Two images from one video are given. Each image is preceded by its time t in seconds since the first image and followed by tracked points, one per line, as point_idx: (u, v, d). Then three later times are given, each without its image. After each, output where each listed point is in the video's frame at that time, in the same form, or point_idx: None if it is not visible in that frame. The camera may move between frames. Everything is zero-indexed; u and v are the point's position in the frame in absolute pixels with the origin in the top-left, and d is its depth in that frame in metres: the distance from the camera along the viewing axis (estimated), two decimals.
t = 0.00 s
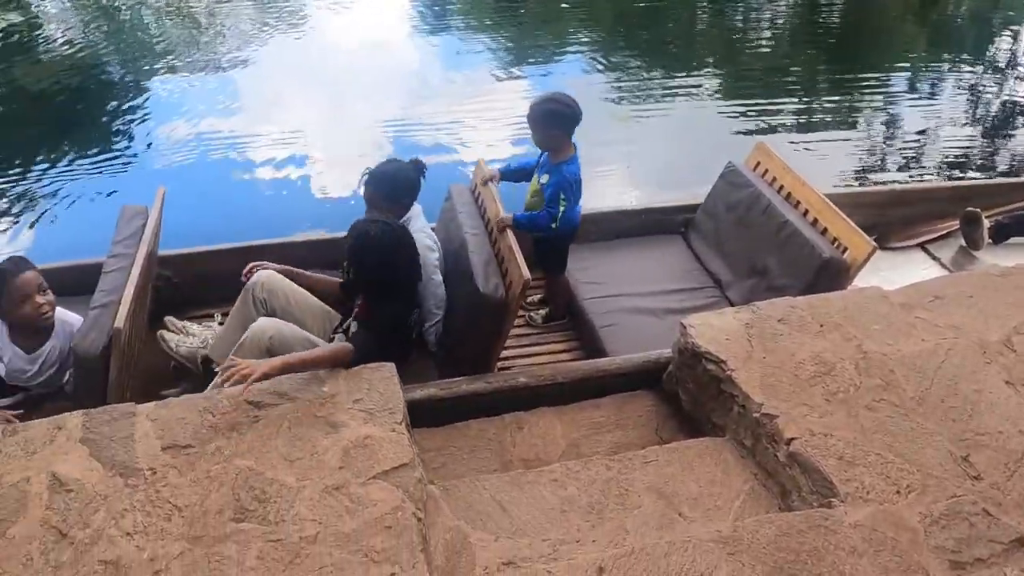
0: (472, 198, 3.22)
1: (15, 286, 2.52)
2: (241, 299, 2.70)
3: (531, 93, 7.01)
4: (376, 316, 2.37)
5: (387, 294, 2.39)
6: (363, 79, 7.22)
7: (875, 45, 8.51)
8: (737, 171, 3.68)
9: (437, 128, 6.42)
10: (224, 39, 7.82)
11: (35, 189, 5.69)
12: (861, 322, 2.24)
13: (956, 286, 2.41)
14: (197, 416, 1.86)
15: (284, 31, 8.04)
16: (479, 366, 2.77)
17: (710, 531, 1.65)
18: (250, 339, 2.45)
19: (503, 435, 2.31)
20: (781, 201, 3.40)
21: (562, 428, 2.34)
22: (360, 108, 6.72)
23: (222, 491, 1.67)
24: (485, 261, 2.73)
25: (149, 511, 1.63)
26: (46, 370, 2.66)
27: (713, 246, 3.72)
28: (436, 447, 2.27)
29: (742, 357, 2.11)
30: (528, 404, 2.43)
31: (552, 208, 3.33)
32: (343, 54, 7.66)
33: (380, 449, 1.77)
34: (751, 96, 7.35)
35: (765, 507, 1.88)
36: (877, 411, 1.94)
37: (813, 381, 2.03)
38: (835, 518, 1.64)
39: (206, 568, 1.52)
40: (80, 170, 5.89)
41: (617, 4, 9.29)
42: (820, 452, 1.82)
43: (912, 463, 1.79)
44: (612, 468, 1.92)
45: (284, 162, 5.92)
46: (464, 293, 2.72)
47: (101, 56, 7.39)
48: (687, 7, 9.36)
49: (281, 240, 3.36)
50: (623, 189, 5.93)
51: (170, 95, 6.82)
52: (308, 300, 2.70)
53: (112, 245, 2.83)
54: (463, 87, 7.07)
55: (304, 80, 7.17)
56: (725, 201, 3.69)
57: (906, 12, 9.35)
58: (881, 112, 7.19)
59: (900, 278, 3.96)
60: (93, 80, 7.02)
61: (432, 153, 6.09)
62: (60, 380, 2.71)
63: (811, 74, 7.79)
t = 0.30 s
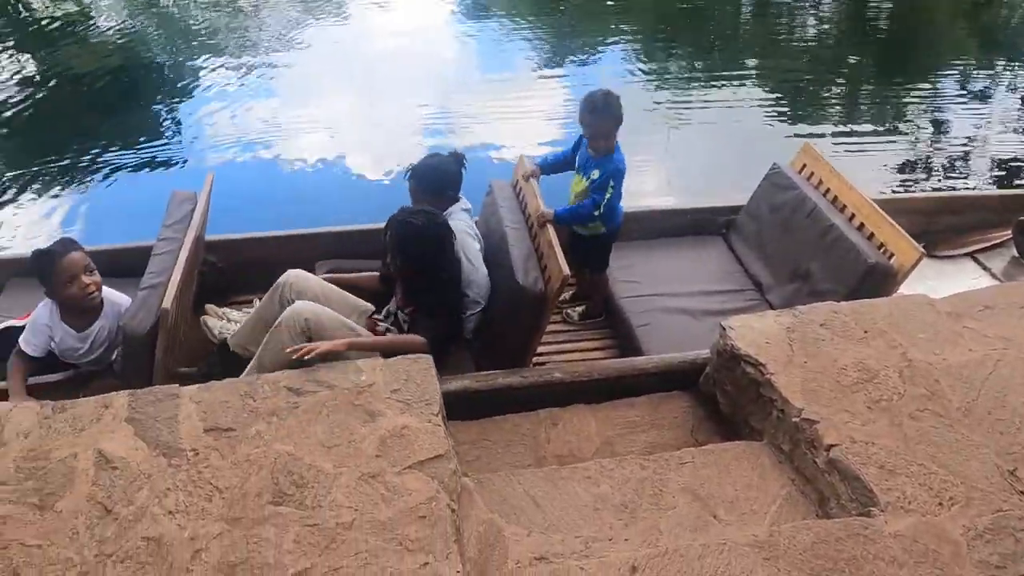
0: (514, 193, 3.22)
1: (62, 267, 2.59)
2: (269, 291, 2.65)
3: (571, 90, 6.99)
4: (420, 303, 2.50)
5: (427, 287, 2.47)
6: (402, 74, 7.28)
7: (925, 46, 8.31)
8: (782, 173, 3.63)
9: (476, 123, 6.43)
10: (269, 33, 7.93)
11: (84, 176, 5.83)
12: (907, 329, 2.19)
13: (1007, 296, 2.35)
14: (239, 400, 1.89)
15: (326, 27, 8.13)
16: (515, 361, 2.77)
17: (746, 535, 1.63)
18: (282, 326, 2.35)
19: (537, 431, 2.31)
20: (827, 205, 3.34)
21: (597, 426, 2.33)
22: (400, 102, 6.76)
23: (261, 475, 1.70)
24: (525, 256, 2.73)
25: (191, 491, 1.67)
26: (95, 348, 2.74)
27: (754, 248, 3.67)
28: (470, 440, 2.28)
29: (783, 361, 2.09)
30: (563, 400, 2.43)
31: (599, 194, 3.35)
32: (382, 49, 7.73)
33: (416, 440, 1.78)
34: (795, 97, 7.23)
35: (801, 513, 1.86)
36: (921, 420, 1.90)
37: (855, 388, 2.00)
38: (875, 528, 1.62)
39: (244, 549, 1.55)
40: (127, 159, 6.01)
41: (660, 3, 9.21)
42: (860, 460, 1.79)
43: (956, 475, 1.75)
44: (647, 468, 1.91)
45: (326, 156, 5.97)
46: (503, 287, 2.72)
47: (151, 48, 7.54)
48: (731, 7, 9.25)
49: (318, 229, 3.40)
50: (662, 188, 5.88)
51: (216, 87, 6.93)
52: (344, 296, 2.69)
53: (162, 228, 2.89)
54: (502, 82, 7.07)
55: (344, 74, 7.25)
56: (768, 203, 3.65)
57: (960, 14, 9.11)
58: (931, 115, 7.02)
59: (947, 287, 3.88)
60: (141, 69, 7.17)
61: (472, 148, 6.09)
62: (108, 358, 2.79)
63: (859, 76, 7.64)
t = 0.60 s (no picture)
0: (549, 190, 3.19)
1: (102, 252, 2.63)
2: (307, 279, 2.72)
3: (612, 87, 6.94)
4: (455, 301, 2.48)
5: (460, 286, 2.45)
6: (441, 69, 7.28)
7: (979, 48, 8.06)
8: (825, 178, 3.56)
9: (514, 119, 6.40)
10: (312, 28, 7.99)
11: (128, 163, 5.93)
12: (951, 343, 2.12)
13: None
14: (267, 391, 1.90)
15: (369, 22, 8.17)
16: (544, 359, 2.75)
17: (776, 551, 1.59)
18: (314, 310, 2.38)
19: (564, 434, 2.28)
20: (871, 212, 3.26)
21: (625, 431, 2.29)
22: (439, 97, 6.77)
23: (286, 468, 1.70)
24: (557, 254, 2.70)
25: (216, 482, 1.67)
26: (132, 333, 2.77)
27: (793, 255, 3.60)
28: (496, 440, 2.27)
29: (819, 371, 2.03)
30: (590, 402, 2.40)
31: (635, 191, 3.31)
32: (423, 44, 7.75)
33: (441, 439, 1.77)
34: (841, 99, 7.07)
35: (834, 530, 1.80)
36: (964, 439, 1.84)
37: (895, 403, 1.93)
38: (912, 550, 1.56)
39: (267, 542, 1.55)
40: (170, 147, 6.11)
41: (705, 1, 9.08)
42: (899, 477, 1.73)
43: (1000, 498, 1.69)
44: (675, 477, 1.87)
45: (365, 149, 6.01)
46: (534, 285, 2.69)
47: (198, 39, 7.64)
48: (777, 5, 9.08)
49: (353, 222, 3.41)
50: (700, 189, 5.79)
51: (259, 79, 7.01)
52: (378, 282, 2.72)
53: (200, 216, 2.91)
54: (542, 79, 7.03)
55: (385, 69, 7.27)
56: (810, 209, 3.57)
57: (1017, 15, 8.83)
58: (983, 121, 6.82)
59: (994, 299, 3.75)
60: (188, 59, 7.27)
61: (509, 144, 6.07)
62: (145, 343, 2.81)
63: (908, 78, 7.45)
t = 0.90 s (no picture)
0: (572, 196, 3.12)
1: (117, 250, 2.59)
2: (324, 282, 2.68)
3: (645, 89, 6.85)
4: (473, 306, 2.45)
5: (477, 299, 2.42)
6: (474, 68, 7.24)
7: None
8: (859, 191, 3.45)
9: (544, 118, 6.34)
10: (350, 26, 8.03)
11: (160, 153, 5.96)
12: (988, 373, 2.02)
13: None
14: (273, 400, 1.86)
15: (405, 21, 8.17)
16: (559, 369, 2.68)
17: None
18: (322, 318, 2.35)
19: (575, 452, 2.22)
20: (907, 228, 3.15)
21: (639, 450, 2.23)
22: (470, 96, 6.73)
23: (287, 482, 1.66)
24: (576, 263, 2.64)
25: (216, 494, 1.64)
26: (146, 329, 2.76)
27: (824, 269, 3.50)
28: (506, 456, 2.21)
29: (844, 399, 1.95)
30: (604, 417, 2.34)
31: (655, 199, 3.23)
32: (457, 43, 7.72)
33: (447, 458, 1.72)
34: (881, 105, 6.89)
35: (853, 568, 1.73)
36: (997, 477, 1.75)
37: (925, 435, 1.85)
38: None
39: (263, 560, 1.52)
40: (203, 135, 6.16)
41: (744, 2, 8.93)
42: (925, 517, 1.65)
43: None
44: (689, 504, 1.81)
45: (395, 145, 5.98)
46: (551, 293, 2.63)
47: (236, 35, 7.70)
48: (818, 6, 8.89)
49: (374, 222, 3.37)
50: (732, 192, 5.66)
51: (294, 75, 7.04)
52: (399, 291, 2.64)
53: (218, 214, 2.90)
54: (575, 79, 6.96)
55: (417, 67, 7.25)
56: (842, 222, 3.46)
57: None
58: None
59: None
60: (225, 55, 7.33)
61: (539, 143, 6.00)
62: (160, 339, 2.81)
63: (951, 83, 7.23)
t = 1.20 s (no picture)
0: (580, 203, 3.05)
1: (115, 249, 2.57)
2: (326, 287, 2.64)
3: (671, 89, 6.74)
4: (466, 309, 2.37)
5: (471, 304, 2.35)
6: (499, 63, 7.14)
7: None
8: (883, 205, 3.35)
9: (565, 116, 6.24)
10: (376, 19, 7.96)
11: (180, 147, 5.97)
12: (1010, 403, 1.93)
13: None
14: (262, 411, 1.82)
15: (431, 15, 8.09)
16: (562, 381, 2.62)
17: None
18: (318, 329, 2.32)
19: (573, 471, 2.16)
20: (930, 245, 3.05)
21: (640, 471, 2.16)
22: (492, 92, 6.64)
23: (272, 498, 1.62)
24: (581, 273, 2.57)
25: (199, 509, 1.60)
26: (146, 327, 2.75)
27: (842, 284, 3.40)
28: (503, 473, 2.16)
29: (855, 427, 1.87)
30: (603, 434, 2.28)
31: (665, 210, 3.17)
32: (482, 37, 7.62)
33: (437, 478, 1.66)
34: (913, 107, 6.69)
35: None
36: (1015, 517, 1.66)
37: (939, 469, 1.76)
38: None
39: None
40: (223, 130, 6.16)
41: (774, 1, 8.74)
42: (935, 558, 1.58)
43: None
44: (687, 533, 1.74)
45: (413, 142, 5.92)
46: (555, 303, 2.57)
47: (262, 27, 7.68)
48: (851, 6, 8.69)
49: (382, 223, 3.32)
50: (755, 195, 5.54)
51: (318, 69, 7.00)
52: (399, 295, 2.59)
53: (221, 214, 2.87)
54: (598, 76, 6.84)
55: (440, 61, 7.17)
56: (864, 237, 3.37)
57: None
58: None
59: None
60: (250, 48, 7.31)
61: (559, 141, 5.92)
62: (160, 338, 2.79)
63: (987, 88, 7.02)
